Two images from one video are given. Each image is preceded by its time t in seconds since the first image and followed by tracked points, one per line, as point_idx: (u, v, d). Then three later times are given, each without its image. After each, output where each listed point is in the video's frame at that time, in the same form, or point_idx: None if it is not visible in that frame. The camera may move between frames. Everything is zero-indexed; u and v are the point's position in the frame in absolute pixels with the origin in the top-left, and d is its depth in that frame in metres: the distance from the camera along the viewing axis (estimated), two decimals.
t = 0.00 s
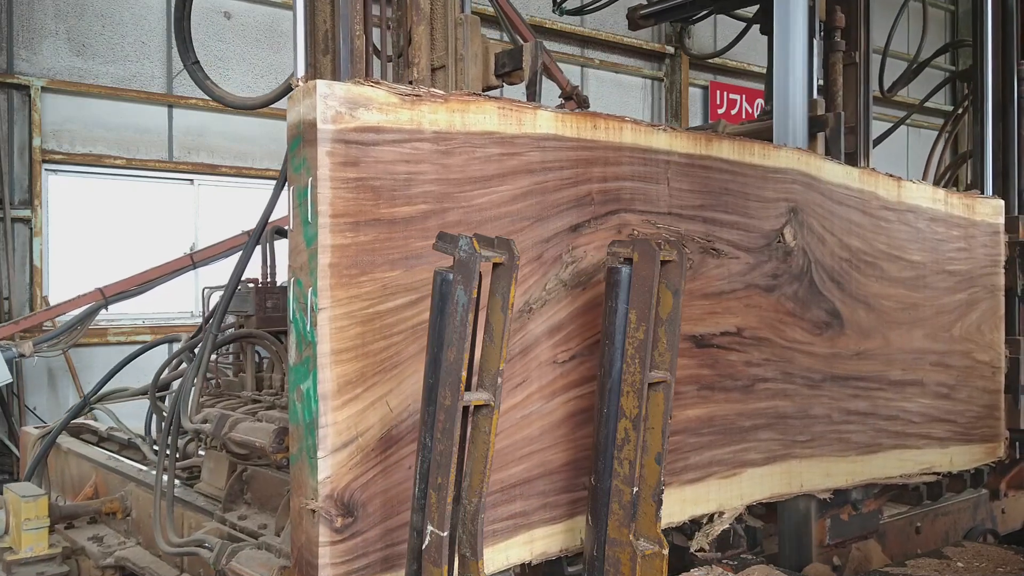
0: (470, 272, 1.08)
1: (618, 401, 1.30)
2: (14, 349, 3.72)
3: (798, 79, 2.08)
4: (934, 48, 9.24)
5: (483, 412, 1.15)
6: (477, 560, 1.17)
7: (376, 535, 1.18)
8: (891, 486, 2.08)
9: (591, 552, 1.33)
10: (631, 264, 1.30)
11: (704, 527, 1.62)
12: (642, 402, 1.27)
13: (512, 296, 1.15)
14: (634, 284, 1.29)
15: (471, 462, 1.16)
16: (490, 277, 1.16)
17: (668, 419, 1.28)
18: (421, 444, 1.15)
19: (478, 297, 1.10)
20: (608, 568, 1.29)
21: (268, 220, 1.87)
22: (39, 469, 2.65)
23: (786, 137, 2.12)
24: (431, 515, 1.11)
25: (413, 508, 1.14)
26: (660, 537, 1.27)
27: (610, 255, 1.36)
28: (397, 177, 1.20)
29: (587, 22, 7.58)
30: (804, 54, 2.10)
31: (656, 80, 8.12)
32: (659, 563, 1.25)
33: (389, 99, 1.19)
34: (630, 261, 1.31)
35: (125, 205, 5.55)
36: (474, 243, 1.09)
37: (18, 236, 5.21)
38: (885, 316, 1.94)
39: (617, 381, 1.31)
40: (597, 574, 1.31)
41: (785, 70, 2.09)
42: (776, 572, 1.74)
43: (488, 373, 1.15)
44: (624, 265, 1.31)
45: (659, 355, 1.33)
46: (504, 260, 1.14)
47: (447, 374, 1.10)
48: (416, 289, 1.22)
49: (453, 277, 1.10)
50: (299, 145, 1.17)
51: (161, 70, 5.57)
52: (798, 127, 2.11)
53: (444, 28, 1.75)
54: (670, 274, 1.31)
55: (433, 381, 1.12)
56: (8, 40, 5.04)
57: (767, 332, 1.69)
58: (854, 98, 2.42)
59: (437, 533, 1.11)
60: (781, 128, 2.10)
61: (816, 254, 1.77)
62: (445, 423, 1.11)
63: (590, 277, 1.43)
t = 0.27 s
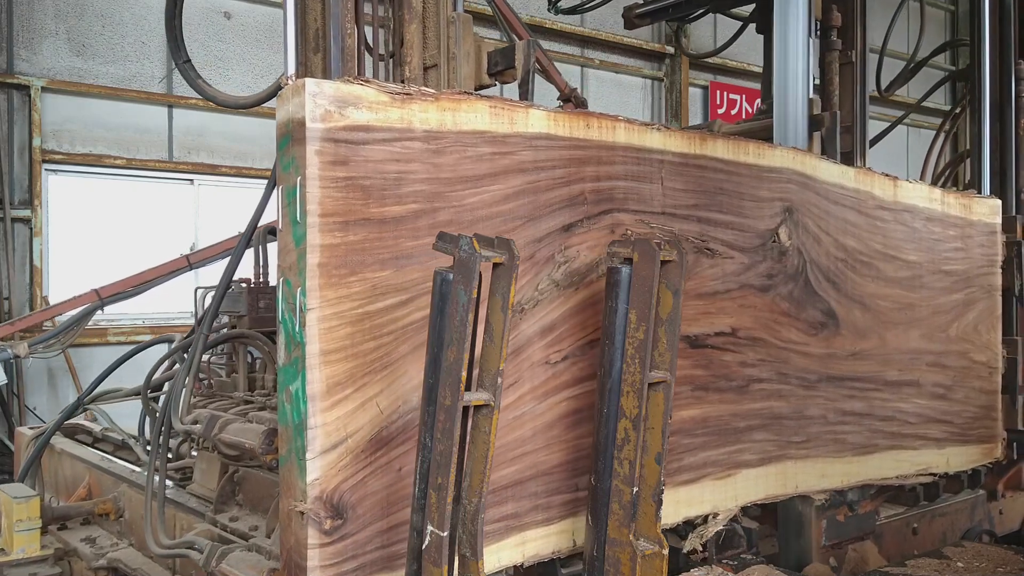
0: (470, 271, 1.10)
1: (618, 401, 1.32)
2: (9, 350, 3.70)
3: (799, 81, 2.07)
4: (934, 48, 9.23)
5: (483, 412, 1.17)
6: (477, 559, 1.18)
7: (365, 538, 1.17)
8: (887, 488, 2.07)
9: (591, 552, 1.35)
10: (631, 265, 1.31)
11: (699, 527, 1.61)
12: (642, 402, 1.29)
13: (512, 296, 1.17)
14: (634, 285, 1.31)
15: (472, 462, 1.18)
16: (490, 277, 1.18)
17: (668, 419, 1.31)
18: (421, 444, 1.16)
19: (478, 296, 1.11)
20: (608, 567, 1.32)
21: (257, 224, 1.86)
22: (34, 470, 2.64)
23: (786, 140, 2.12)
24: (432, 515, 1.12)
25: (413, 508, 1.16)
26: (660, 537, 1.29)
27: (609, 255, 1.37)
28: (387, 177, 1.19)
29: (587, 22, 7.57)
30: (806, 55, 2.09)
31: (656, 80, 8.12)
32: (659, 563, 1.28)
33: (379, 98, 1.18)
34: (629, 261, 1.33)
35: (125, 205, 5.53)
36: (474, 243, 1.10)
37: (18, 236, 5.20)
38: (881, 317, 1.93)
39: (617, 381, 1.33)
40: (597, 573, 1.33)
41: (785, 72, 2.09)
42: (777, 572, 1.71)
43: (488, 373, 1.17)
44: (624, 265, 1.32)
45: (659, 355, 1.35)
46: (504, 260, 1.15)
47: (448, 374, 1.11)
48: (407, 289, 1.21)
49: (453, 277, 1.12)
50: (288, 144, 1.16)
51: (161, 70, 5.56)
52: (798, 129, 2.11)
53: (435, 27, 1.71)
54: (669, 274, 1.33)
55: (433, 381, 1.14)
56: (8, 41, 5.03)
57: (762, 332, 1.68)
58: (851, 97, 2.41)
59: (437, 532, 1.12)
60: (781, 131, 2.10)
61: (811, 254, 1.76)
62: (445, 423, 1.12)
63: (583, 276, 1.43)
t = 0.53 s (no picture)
0: (470, 270, 1.10)
1: (618, 401, 1.32)
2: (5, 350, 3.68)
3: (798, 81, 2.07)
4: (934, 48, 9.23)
5: (483, 412, 1.18)
6: (477, 560, 1.18)
7: (356, 539, 1.17)
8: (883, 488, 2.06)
9: (591, 552, 1.35)
10: (631, 265, 1.32)
11: (693, 529, 1.61)
12: (642, 402, 1.29)
13: (512, 296, 1.18)
14: (634, 285, 1.31)
15: (471, 462, 1.19)
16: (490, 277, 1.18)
17: (668, 419, 1.31)
18: (421, 444, 1.17)
19: (478, 296, 1.12)
20: (608, 568, 1.32)
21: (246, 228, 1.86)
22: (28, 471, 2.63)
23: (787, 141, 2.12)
24: (432, 515, 1.13)
25: (413, 508, 1.16)
26: (660, 537, 1.30)
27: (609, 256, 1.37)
28: (377, 176, 1.18)
29: (587, 22, 7.56)
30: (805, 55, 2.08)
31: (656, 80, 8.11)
32: (659, 563, 1.28)
33: (369, 97, 1.17)
34: (630, 261, 1.33)
35: (125, 205, 5.52)
36: (474, 243, 1.11)
37: (18, 236, 5.21)
38: (877, 317, 1.92)
39: (617, 381, 1.34)
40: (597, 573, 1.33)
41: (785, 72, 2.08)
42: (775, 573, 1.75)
43: (488, 373, 1.17)
44: (624, 265, 1.33)
45: (659, 355, 1.35)
46: (504, 260, 1.15)
47: (447, 374, 1.12)
48: (398, 289, 1.20)
49: (452, 277, 1.12)
50: (278, 143, 1.15)
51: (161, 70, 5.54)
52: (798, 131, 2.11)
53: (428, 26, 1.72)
54: (670, 274, 1.33)
55: (433, 381, 1.14)
56: (7, 41, 5.02)
57: (757, 332, 1.67)
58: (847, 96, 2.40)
59: (437, 532, 1.12)
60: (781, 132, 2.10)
61: (806, 253, 1.76)
62: (445, 423, 1.12)
63: (576, 276, 1.42)
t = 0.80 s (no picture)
0: (471, 271, 1.10)
1: (618, 401, 1.32)
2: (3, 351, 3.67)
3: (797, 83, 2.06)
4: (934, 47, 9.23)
5: (483, 412, 1.17)
6: (477, 560, 1.18)
7: (346, 541, 1.16)
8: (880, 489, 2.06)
9: (591, 552, 1.35)
10: (631, 264, 1.33)
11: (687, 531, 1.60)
12: (642, 402, 1.29)
13: (512, 296, 1.17)
14: (634, 285, 1.31)
15: (472, 462, 1.18)
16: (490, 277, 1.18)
17: (668, 419, 1.31)
18: (421, 444, 1.16)
19: (478, 296, 1.11)
20: (608, 568, 1.32)
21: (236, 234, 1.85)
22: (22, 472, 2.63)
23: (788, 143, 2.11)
24: (432, 515, 1.12)
25: (414, 508, 1.16)
26: (660, 537, 1.29)
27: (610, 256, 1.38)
28: (368, 175, 1.17)
29: (587, 22, 7.54)
30: (803, 56, 2.08)
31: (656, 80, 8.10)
32: (659, 563, 1.28)
33: (360, 95, 1.16)
34: (630, 261, 1.33)
35: (126, 205, 5.52)
36: (475, 243, 1.10)
37: (18, 236, 5.18)
38: (873, 317, 1.92)
39: (617, 381, 1.33)
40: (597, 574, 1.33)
41: (785, 74, 2.07)
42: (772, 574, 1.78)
43: (488, 373, 1.16)
44: (624, 265, 1.33)
45: (659, 355, 1.35)
46: (504, 260, 1.15)
47: (447, 374, 1.11)
48: (389, 289, 1.19)
49: (453, 277, 1.12)
50: (268, 141, 1.14)
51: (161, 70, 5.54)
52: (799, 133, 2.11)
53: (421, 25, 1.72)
54: (670, 274, 1.33)
55: (433, 381, 1.13)
56: (7, 41, 5.00)
57: (752, 332, 1.66)
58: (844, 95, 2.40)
59: (437, 533, 1.12)
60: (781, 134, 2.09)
61: (802, 253, 1.75)
62: (445, 423, 1.12)
63: (570, 276, 1.41)
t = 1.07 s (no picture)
0: (471, 271, 1.09)
1: (618, 401, 1.32)
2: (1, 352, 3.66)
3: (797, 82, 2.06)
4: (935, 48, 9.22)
5: (483, 412, 1.16)
6: (477, 560, 1.17)
7: (337, 543, 1.15)
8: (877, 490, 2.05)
9: (591, 552, 1.35)
10: (631, 264, 1.33)
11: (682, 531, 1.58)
12: (642, 402, 1.29)
13: (513, 296, 1.16)
14: (634, 285, 1.31)
15: (471, 462, 1.17)
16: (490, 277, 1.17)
17: (668, 420, 1.30)
18: (421, 444, 1.16)
19: (478, 296, 1.11)
20: (608, 568, 1.32)
21: (225, 236, 1.84)
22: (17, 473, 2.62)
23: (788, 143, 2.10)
24: (431, 515, 1.12)
25: (413, 508, 1.15)
26: (661, 537, 1.29)
27: (610, 256, 1.38)
28: (359, 174, 1.16)
29: (587, 22, 7.50)
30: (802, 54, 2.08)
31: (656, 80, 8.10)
32: (659, 564, 1.28)
33: (351, 94, 1.15)
34: (630, 261, 1.33)
35: (125, 205, 5.52)
36: (474, 243, 1.09)
37: (18, 236, 5.17)
38: (870, 317, 1.91)
39: (617, 381, 1.33)
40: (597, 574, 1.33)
41: (784, 73, 2.07)
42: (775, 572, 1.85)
43: (488, 373, 1.16)
44: (624, 265, 1.33)
45: (659, 355, 1.34)
46: (504, 260, 1.15)
47: (447, 374, 1.11)
48: (380, 289, 1.19)
49: (452, 277, 1.11)
50: (258, 141, 1.13)
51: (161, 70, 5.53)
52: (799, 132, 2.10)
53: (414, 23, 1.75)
54: (670, 274, 1.32)
55: (433, 382, 1.13)
56: (7, 40, 5.00)
57: (747, 332, 1.66)
58: (841, 95, 2.39)
59: (437, 533, 1.11)
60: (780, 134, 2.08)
61: (798, 253, 1.74)
62: (445, 423, 1.11)
63: (563, 276, 1.40)
